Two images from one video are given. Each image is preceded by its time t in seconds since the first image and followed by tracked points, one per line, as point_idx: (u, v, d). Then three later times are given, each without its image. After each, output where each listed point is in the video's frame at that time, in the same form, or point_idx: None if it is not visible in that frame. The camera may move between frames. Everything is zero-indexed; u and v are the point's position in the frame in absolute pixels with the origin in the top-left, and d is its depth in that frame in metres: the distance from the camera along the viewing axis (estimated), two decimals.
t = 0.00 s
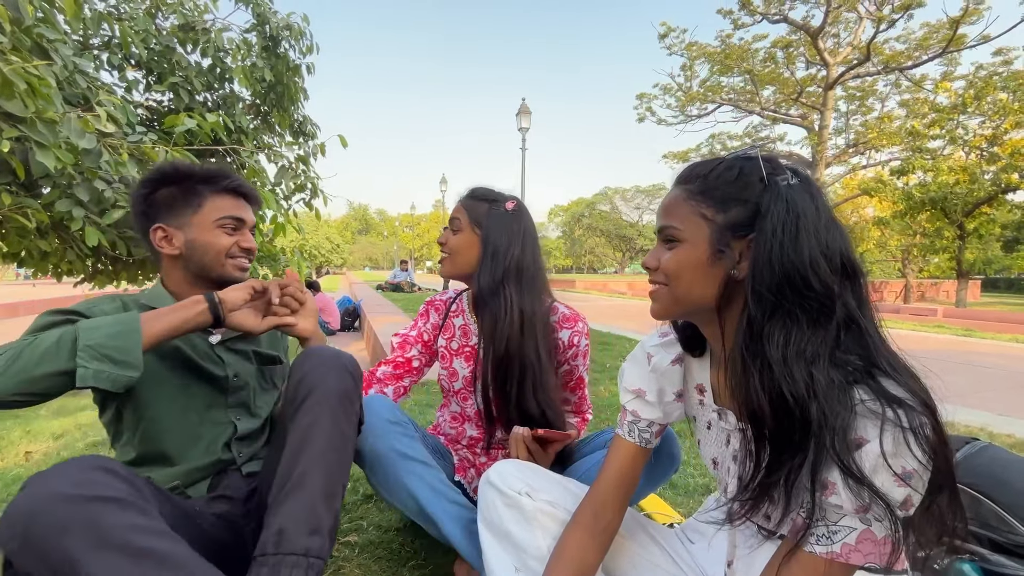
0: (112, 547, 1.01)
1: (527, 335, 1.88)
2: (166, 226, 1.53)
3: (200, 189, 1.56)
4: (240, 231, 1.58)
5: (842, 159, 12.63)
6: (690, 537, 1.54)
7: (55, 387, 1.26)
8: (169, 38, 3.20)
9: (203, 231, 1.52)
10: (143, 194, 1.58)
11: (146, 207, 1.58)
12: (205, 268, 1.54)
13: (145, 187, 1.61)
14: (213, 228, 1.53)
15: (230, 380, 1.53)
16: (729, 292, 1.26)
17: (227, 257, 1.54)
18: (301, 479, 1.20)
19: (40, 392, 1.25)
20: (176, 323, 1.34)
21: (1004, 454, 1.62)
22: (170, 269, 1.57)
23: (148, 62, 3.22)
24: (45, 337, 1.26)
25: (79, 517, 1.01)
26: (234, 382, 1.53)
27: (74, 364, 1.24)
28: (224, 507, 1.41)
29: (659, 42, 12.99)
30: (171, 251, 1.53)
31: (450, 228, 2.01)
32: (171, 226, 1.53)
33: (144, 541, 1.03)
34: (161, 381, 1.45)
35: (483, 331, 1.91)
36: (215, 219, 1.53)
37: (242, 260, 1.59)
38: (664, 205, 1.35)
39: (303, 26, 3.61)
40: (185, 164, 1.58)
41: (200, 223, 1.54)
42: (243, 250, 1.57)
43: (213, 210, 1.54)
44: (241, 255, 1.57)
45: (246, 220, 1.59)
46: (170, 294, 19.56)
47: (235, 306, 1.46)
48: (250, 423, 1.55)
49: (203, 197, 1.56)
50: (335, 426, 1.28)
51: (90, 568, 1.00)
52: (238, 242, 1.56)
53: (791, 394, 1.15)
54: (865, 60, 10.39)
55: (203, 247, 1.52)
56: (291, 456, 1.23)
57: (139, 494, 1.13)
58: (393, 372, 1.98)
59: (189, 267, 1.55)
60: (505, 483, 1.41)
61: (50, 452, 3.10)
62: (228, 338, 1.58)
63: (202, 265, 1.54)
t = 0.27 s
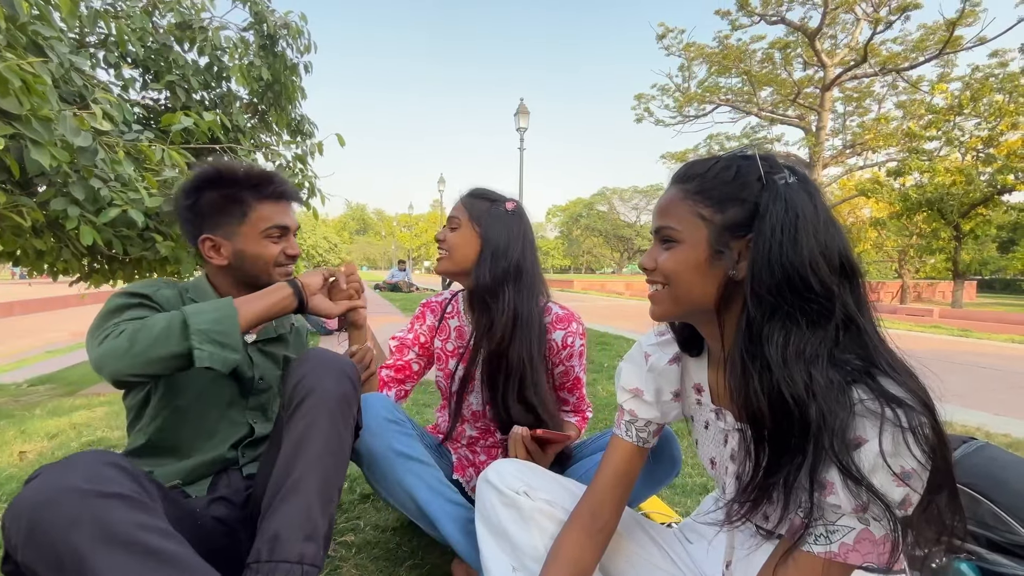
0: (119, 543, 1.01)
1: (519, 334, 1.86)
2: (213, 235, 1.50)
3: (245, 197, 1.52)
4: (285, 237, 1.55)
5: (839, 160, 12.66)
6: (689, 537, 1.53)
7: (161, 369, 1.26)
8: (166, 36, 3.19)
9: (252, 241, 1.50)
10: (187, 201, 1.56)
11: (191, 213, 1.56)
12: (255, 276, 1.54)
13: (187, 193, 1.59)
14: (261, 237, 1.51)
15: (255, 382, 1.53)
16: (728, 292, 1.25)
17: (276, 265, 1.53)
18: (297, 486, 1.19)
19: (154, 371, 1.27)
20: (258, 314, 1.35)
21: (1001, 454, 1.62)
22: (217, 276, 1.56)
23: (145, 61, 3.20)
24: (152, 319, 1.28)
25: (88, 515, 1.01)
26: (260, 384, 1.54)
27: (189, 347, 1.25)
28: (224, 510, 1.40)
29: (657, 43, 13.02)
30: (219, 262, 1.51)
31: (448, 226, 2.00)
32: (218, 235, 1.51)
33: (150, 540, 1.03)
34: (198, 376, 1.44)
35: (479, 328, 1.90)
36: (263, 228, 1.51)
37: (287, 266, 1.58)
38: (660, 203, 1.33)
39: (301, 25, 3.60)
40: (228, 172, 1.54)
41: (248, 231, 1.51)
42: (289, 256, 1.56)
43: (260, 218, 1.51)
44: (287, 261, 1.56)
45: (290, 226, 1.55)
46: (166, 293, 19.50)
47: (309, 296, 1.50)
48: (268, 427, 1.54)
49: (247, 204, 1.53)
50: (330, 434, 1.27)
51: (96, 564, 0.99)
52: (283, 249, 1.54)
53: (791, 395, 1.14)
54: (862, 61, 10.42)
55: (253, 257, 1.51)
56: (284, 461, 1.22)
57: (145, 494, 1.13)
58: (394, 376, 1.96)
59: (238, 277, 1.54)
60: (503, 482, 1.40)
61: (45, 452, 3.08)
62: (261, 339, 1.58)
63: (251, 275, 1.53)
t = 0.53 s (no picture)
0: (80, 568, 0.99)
1: (529, 334, 1.89)
2: (232, 222, 1.51)
3: (268, 188, 1.53)
4: (304, 232, 1.55)
5: (837, 160, 12.69)
6: (686, 537, 1.53)
7: (180, 364, 1.27)
8: (163, 35, 3.18)
9: (271, 232, 1.50)
10: (210, 187, 1.56)
11: (211, 199, 1.56)
12: (268, 268, 1.52)
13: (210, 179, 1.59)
14: (280, 229, 1.51)
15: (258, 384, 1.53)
16: (728, 292, 1.24)
17: (292, 259, 1.53)
18: (292, 493, 1.18)
19: (172, 366, 1.28)
20: (291, 318, 1.40)
21: (998, 454, 1.63)
22: (230, 264, 1.55)
23: (142, 59, 3.19)
24: (178, 315, 1.29)
25: (48, 541, 0.98)
26: (263, 385, 1.54)
27: (216, 345, 1.27)
28: (213, 519, 1.39)
29: (655, 43, 13.04)
30: (236, 249, 1.52)
31: (448, 232, 2.00)
32: (238, 223, 1.51)
33: (115, 565, 1.01)
34: (201, 376, 1.44)
35: (490, 330, 1.92)
36: (283, 221, 1.51)
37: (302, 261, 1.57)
38: (659, 202, 1.32)
39: (300, 24, 3.59)
40: (255, 162, 1.55)
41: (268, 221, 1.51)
42: (306, 251, 1.55)
43: (281, 210, 1.51)
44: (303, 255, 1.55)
45: (311, 221, 1.56)
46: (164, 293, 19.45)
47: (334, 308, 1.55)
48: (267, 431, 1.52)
49: (271, 195, 1.53)
50: (327, 438, 1.26)
51: None
52: (301, 243, 1.54)
53: (789, 395, 1.14)
54: (859, 62, 10.45)
55: (269, 248, 1.50)
56: (281, 465, 1.22)
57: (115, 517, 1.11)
58: (415, 385, 1.96)
59: (251, 267, 1.53)
60: (502, 481, 1.40)
61: (40, 452, 3.07)
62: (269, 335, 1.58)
63: (265, 265, 1.52)
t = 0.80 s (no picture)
0: None
1: (529, 338, 1.90)
2: (231, 218, 1.50)
3: (271, 185, 1.52)
4: (303, 232, 1.55)
5: (835, 160, 12.72)
6: (685, 537, 1.53)
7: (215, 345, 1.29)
8: (161, 34, 3.17)
9: (271, 230, 1.49)
10: (210, 180, 1.55)
11: (211, 193, 1.55)
12: (265, 266, 1.52)
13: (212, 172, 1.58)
14: (280, 228, 1.50)
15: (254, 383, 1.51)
16: (730, 292, 1.24)
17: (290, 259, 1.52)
18: (288, 496, 1.18)
19: (206, 344, 1.28)
20: (303, 314, 1.42)
21: (995, 453, 1.63)
22: (225, 260, 1.54)
23: (139, 58, 3.18)
24: (211, 300, 1.30)
25: (21, 553, 0.94)
26: (263, 384, 1.52)
27: (250, 325, 1.29)
28: (209, 522, 1.38)
29: (654, 43, 13.06)
30: (233, 245, 1.51)
31: (453, 234, 2.00)
32: (236, 219, 1.50)
33: None
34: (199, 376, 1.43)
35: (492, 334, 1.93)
36: (284, 220, 1.51)
37: (299, 261, 1.57)
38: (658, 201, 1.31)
39: (298, 24, 3.59)
40: (259, 157, 1.54)
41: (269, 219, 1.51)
42: (304, 251, 1.54)
43: (282, 210, 1.51)
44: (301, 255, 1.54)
45: (311, 221, 1.56)
46: (161, 293, 19.41)
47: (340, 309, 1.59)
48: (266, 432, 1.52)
49: (273, 192, 1.52)
50: (325, 438, 1.26)
51: None
52: (300, 243, 1.54)
53: (791, 391, 1.14)
54: (857, 62, 10.47)
55: (265, 246, 1.50)
56: (278, 468, 1.22)
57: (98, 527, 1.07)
58: (439, 389, 1.96)
59: (247, 264, 1.52)
60: (500, 481, 1.40)
61: (37, 452, 3.05)
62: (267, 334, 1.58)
63: (263, 263, 1.51)
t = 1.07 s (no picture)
0: None
1: (540, 342, 1.90)
2: (213, 218, 1.48)
3: (251, 181, 1.49)
4: (289, 227, 1.54)
5: (833, 160, 12.74)
6: (683, 538, 1.53)
7: (231, 283, 1.26)
8: (159, 34, 3.16)
9: (255, 229, 1.48)
10: (188, 179, 1.52)
11: (189, 190, 1.51)
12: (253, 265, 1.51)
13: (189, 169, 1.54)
14: (264, 226, 1.48)
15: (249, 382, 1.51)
16: (731, 291, 1.23)
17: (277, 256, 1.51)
18: (286, 499, 1.17)
19: (221, 281, 1.25)
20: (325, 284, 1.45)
21: (992, 453, 1.63)
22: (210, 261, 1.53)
23: (137, 59, 3.17)
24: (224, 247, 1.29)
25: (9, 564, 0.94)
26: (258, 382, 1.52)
27: (268, 271, 1.27)
28: (207, 526, 1.38)
29: (652, 43, 13.07)
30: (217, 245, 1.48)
31: (466, 237, 1.98)
32: (219, 218, 1.48)
33: None
34: (196, 377, 1.43)
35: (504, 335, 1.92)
36: (268, 216, 1.48)
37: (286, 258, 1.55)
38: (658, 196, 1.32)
39: (296, 24, 3.58)
40: (237, 151, 1.50)
41: (251, 217, 1.49)
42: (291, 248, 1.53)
43: (265, 205, 1.48)
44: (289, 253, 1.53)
45: (296, 216, 1.53)
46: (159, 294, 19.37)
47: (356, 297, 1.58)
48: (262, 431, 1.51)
49: (254, 188, 1.49)
50: (324, 440, 1.26)
51: None
52: (286, 240, 1.52)
53: (786, 392, 1.14)
54: (855, 63, 10.49)
55: (252, 244, 1.48)
56: (275, 471, 1.22)
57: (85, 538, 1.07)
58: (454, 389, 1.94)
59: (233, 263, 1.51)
60: (499, 482, 1.40)
61: (35, 454, 3.04)
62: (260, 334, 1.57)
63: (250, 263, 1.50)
